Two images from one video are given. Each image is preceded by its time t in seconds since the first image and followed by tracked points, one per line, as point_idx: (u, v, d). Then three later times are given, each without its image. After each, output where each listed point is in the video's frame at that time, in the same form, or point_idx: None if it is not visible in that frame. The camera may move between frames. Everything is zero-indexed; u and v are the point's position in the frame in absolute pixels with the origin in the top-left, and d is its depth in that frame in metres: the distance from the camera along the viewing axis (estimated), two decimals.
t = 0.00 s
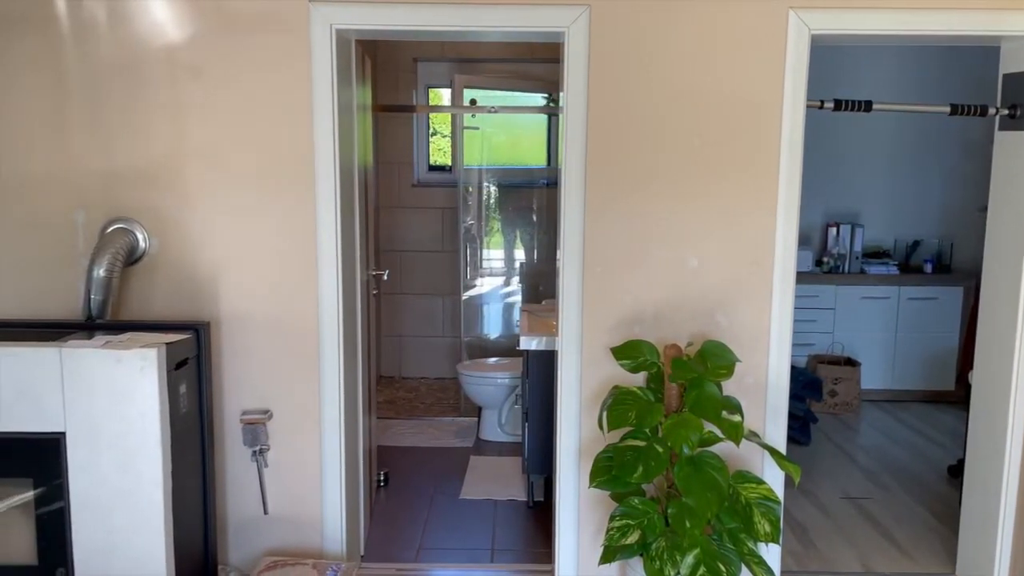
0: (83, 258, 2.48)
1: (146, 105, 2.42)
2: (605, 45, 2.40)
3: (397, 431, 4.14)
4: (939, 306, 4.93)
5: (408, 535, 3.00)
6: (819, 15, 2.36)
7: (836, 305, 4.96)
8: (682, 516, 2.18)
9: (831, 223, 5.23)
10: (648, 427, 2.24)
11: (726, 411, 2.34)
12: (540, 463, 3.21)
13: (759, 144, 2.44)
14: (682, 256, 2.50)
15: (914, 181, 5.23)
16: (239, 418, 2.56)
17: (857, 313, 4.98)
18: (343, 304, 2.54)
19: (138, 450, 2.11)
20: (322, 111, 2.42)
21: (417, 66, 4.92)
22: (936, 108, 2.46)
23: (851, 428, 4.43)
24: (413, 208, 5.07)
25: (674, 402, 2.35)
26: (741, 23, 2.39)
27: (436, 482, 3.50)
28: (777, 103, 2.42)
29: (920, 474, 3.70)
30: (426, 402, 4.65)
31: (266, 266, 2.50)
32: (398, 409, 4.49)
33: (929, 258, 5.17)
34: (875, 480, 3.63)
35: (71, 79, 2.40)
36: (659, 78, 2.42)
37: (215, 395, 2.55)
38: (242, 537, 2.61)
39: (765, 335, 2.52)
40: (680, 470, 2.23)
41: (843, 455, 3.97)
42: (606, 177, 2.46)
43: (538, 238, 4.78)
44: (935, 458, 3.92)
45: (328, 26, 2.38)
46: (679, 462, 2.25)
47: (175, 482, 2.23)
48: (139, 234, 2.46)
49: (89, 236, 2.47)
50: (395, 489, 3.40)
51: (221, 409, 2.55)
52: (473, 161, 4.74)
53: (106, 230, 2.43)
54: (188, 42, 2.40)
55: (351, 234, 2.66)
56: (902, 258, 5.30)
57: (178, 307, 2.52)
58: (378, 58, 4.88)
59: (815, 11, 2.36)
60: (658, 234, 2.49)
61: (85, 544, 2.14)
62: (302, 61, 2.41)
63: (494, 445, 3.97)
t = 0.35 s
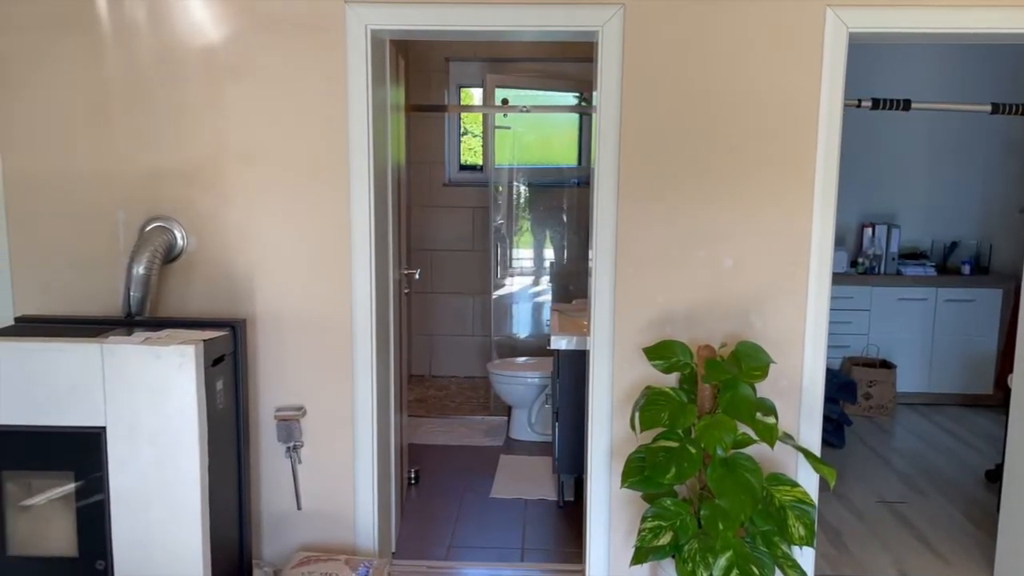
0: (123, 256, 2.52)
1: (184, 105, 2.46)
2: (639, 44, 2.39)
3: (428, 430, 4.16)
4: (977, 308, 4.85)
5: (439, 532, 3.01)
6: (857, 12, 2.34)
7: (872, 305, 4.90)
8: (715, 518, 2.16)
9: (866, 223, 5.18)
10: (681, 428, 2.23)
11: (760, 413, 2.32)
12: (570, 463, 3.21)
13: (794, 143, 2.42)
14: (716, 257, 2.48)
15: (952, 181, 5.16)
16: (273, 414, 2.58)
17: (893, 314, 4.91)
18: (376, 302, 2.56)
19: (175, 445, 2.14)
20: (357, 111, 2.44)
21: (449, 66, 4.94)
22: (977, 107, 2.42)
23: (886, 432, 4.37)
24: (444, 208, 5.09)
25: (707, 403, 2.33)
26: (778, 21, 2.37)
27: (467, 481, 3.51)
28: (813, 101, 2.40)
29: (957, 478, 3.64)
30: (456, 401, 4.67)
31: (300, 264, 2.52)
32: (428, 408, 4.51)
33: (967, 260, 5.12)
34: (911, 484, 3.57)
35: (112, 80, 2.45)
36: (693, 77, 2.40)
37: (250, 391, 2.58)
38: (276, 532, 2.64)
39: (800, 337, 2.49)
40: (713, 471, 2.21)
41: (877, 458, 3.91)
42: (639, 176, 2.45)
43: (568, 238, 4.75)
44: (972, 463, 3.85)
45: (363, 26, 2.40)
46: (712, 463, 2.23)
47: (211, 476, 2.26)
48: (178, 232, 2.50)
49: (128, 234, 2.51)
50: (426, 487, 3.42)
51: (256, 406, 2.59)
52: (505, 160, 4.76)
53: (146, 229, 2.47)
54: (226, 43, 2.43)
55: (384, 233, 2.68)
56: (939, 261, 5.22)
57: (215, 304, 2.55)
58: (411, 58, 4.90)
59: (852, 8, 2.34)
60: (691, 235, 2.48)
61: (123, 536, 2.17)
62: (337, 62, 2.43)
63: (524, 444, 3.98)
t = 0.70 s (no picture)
0: (168, 254, 2.56)
1: (228, 105, 2.49)
2: (681, 42, 2.38)
3: (463, 429, 4.17)
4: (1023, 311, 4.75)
5: (476, 531, 3.02)
6: (904, 10, 2.30)
7: (915, 307, 4.82)
8: (755, 521, 2.14)
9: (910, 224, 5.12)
10: (722, 430, 2.21)
11: (803, 416, 2.29)
12: (606, 463, 3.20)
13: (838, 143, 2.39)
14: (757, 257, 2.46)
15: (999, 181, 5.06)
16: (313, 411, 2.61)
17: (936, 317, 4.82)
18: (415, 301, 2.57)
19: (219, 440, 2.17)
20: (398, 110, 2.45)
21: (486, 66, 4.94)
22: None
23: (929, 436, 4.29)
24: (479, 207, 5.10)
25: (748, 405, 2.31)
26: (822, 19, 2.34)
27: (503, 480, 3.51)
28: (857, 100, 2.36)
29: (1002, 485, 3.56)
30: (492, 400, 4.67)
31: (340, 263, 2.54)
32: (463, 407, 4.53)
33: (1013, 263, 5.01)
34: (955, 490, 3.51)
35: (158, 80, 2.49)
36: (735, 75, 2.38)
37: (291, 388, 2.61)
38: (315, 528, 2.67)
39: (842, 339, 2.46)
40: (754, 474, 2.19)
41: (919, 463, 3.85)
42: (679, 176, 2.43)
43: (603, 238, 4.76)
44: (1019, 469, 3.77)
45: (404, 26, 2.42)
46: (753, 466, 2.21)
47: (254, 472, 2.29)
48: (221, 231, 2.53)
49: (173, 233, 2.56)
50: (462, 486, 3.43)
51: (297, 402, 2.61)
52: (542, 159, 4.76)
53: (190, 227, 2.50)
54: (269, 44, 2.46)
55: (423, 232, 2.69)
56: (984, 263, 5.15)
57: (257, 302, 2.58)
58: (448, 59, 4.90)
59: (899, 6, 2.30)
60: (732, 235, 2.45)
61: (168, 528, 2.21)
62: (378, 62, 2.44)
63: (560, 444, 3.98)
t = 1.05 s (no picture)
0: (209, 253, 2.60)
1: (269, 106, 2.52)
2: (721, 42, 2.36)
3: (496, 428, 4.18)
4: None
5: (510, 531, 3.02)
6: (950, 7, 2.26)
7: (956, 310, 4.74)
8: (795, 526, 2.11)
9: (952, 226, 5.03)
10: (761, 433, 2.18)
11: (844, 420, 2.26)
12: (641, 465, 3.19)
13: (881, 143, 2.35)
14: (797, 259, 2.43)
15: None
16: (350, 409, 2.63)
17: (980, 320, 4.73)
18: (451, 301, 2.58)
19: (259, 436, 2.20)
20: (436, 111, 2.46)
21: (521, 65, 4.94)
22: None
23: (971, 441, 4.21)
24: (512, 207, 5.10)
25: (787, 408, 2.28)
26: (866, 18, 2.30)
27: (537, 480, 3.51)
28: (901, 100, 2.33)
29: None
30: (524, 400, 4.67)
31: (378, 263, 2.56)
32: (496, 406, 4.54)
33: None
34: (998, 496, 3.44)
35: (201, 81, 2.52)
36: (776, 75, 2.36)
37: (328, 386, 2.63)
38: (352, 525, 2.69)
39: (884, 342, 2.43)
40: (794, 478, 2.17)
41: (961, 469, 3.78)
42: (718, 176, 2.41)
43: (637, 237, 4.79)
44: None
45: (443, 27, 2.42)
46: (792, 470, 2.19)
47: (292, 469, 2.31)
48: (261, 230, 2.56)
49: (214, 232, 2.59)
50: (496, 485, 3.44)
51: (334, 400, 2.63)
52: (575, 159, 4.76)
53: (231, 226, 2.53)
54: (309, 45, 2.48)
55: (460, 232, 2.70)
56: None
57: (296, 301, 2.61)
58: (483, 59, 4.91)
59: (945, 3, 2.26)
60: (772, 236, 2.43)
61: (209, 524, 2.24)
62: (417, 63, 2.45)
63: (593, 445, 3.97)
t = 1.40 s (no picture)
0: (254, 252, 2.63)
1: (313, 107, 2.54)
2: (766, 40, 2.33)
3: (533, 428, 4.18)
4: None
5: (549, 532, 3.01)
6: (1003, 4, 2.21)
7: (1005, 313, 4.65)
8: (839, 532, 2.08)
9: (1001, 227, 5.10)
10: (806, 437, 2.15)
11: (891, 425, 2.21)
12: (680, 467, 3.16)
13: (931, 143, 2.30)
14: (843, 260, 2.39)
15: None
16: (391, 408, 2.64)
17: None
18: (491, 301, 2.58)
19: (302, 433, 2.22)
20: (478, 111, 2.47)
21: (560, 65, 4.93)
22: None
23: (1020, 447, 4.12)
24: (551, 207, 5.09)
25: (833, 412, 2.23)
26: (916, 16, 2.26)
27: (576, 482, 3.50)
28: (952, 98, 2.28)
29: None
30: (562, 400, 4.67)
31: (419, 262, 2.57)
32: (534, 406, 4.53)
33: None
34: None
35: (246, 82, 2.55)
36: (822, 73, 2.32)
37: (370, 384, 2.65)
38: (392, 522, 2.70)
39: (933, 345, 2.38)
40: (838, 483, 2.13)
41: (1011, 475, 3.70)
42: (763, 177, 2.38)
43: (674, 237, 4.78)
44: None
45: (485, 27, 2.43)
46: (838, 474, 2.15)
47: (334, 466, 2.33)
48: (304, 230, 2.59)
49: (259, 231, 2.62)
50: (534, 485, 3.44)
51: (375, 399, 2.65)
52: (613, 159, 4.76)
53: (276, 225, 2.57)
54: (353, 46, 2.50)
55: (500, 232, 2.70)
56: None
57: (338, 299, 2.63)
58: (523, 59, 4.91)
59: None
60: (817, 237, 2.39)
61: (253, 519, 2.26)
62: (459, 63, 2.46)
63: (631, 446, 3.95)
